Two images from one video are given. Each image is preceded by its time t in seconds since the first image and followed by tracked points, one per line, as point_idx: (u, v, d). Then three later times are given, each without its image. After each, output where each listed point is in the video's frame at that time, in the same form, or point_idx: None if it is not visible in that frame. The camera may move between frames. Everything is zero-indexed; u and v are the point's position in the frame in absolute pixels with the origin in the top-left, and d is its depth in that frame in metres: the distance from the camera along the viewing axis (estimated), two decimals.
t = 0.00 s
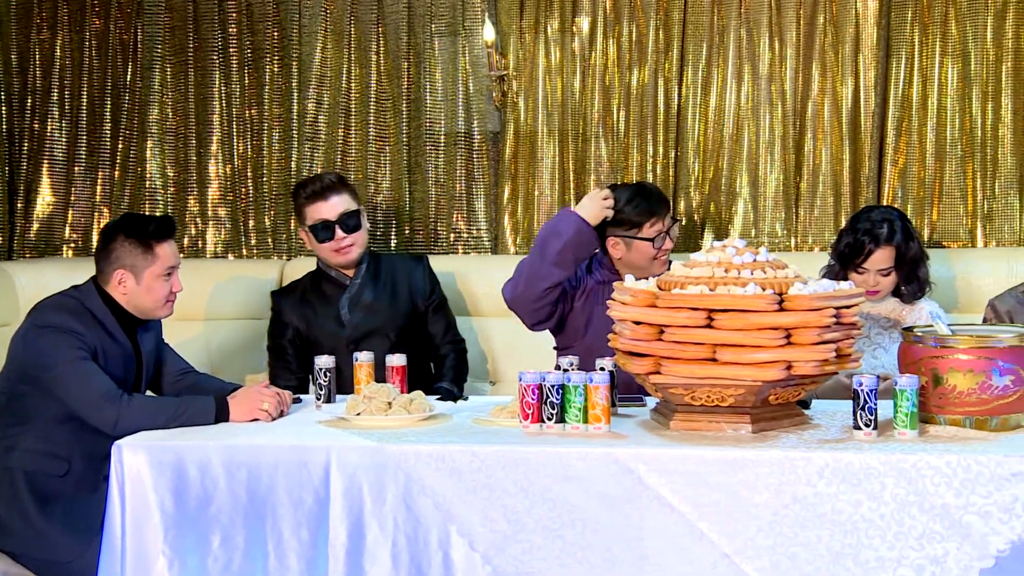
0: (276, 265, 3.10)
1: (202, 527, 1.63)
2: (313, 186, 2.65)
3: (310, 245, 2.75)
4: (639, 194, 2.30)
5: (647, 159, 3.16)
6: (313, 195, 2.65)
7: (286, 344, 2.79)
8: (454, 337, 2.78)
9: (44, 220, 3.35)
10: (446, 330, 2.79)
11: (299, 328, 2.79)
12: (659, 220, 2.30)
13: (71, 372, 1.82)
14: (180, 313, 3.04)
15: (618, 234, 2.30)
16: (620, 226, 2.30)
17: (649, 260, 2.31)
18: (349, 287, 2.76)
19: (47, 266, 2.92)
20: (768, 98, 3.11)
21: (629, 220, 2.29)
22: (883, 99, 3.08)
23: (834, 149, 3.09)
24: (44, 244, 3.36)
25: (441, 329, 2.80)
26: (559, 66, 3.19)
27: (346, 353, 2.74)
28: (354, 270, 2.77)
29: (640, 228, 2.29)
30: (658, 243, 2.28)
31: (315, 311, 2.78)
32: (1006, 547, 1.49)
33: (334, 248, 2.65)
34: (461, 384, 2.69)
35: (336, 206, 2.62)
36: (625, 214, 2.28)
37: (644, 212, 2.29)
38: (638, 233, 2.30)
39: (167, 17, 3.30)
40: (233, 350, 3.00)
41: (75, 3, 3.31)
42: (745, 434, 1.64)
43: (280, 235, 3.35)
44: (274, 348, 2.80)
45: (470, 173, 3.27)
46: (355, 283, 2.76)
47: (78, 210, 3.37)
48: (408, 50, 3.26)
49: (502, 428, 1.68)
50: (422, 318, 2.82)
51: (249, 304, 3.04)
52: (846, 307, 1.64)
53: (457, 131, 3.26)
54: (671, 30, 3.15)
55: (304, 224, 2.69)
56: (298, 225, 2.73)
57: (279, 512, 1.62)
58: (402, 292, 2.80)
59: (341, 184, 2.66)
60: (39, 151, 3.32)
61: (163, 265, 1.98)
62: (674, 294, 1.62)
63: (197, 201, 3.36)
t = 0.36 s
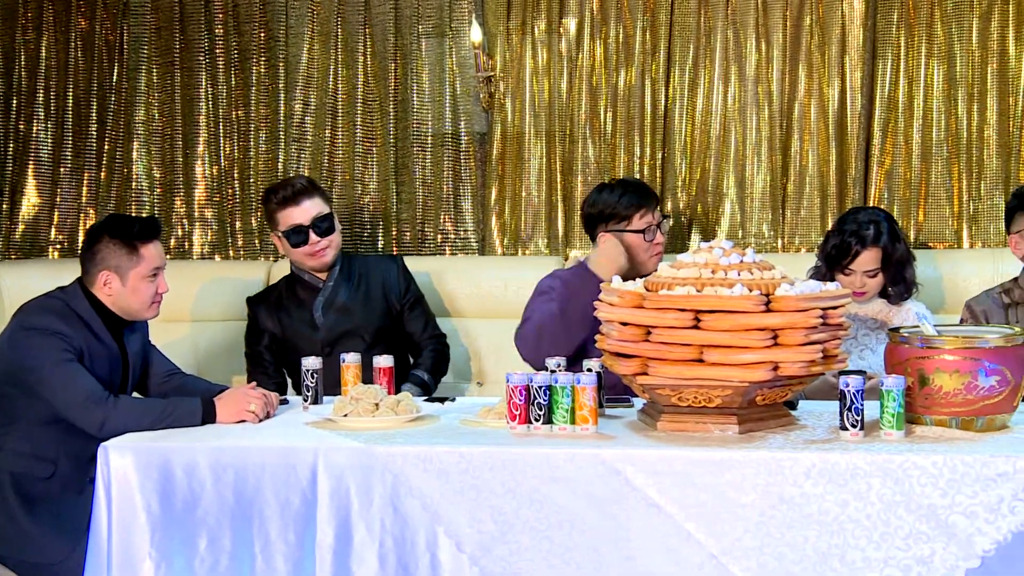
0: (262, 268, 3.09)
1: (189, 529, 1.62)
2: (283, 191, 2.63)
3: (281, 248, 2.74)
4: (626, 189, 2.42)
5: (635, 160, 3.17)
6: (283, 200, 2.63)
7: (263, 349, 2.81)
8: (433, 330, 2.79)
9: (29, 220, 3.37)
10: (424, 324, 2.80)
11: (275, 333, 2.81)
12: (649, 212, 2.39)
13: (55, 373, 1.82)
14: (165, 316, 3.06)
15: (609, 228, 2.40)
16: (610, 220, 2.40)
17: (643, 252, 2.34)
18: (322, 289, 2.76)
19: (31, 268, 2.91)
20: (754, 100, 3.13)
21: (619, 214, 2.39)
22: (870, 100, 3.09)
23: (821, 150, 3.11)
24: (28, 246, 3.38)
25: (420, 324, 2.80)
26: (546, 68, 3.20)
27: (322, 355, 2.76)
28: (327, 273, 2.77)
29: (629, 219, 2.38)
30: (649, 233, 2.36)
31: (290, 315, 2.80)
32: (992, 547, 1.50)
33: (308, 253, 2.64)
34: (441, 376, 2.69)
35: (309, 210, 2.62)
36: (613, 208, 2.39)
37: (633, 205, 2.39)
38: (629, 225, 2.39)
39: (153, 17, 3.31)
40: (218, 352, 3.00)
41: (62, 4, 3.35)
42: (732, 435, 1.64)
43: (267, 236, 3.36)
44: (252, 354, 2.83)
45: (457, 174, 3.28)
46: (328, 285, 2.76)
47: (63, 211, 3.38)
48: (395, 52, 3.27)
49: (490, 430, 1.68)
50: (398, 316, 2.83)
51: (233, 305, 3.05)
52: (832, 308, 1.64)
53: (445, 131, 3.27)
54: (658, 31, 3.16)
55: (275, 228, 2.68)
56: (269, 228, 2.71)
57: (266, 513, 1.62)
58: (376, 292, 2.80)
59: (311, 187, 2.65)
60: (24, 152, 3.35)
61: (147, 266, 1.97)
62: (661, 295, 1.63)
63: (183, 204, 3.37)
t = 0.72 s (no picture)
0: (248, 269, 3.11)
1: (174, 531, 1.62)
2: (267, 190, 2.67)
3: (267, 250, 2.76)
4: (649, 199, 2.25)
5: (621, 160, 3.20)
6: (268, 198, 2.67)
7: (246, 350, 2.80)
8: (417, 331, 2.79)
9: (14, 221, 3.38)
10: (408, 325, 2.80)
11: (259, 333, 2.80)
12: (671, 222, 2.24)
13: (41, 375, 1.81)
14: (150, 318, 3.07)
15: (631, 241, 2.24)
16: (632, 233, 2.24)
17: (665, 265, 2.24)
18: (307, 290, 2.76)
19: (17, 269, 2.91)
20: (741, 102, 3.14)
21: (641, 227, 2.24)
22: (856, 101, 3.10)
23: (806, 151, 3.13)
24: (14, 245, 3.39)
25: (404, 323, 2.80)
26: (533, 68, 3.22)
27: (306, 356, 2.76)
28: (313, 274, 2.76)
29: (651, 232, 2.23)
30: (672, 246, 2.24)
31: (274, 315, 2.79)
32: (978, 547, 1.50)
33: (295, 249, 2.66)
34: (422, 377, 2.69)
35: (294, 207, 2.65)
36: (637, 221, 2.23)
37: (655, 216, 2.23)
38: (652, 238, 2.23)
39: (139, 17, 3.34)
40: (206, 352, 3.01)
41: (47, 4, 3.36)
42: (718, 435, 1.64)
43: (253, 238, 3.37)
44: (235, 355, 2.81)
45: (444, 175, 3.30)
46: (313, 286, 2.76)
47: (50, 211, 3.40)
48: (381, 52, 3.28)
49: (476, 431, 1.68)
50: (382, 316, 2.83)
51: (219, 304, 3.06)
52: (819, 309, 1.64)
53: (431, 132, 3.28)
54: (644, 32, 3.17)
55: (260, 228, 2.70)
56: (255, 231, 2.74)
57: (252, 515, 1.61)
58: (361, 293, 2.80)
59: (295, 186, 2.70)
60: (9, 153, 3.36)
61: (127, 264, 1.96)
62: (647, 296, 1.63)
63: (170, 205, 3.37)
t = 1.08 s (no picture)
0: (235, 269, 3.12)
1: (160, 533, 1.62)
2: (263, 186, 2.71)
3: (262, 249, 2.78)
4: (661, 215, 2.19)
5: (607, 161, 3.21)
6: (264, 194, 2.70)
7: (235, 347, 2.81)
8: (406, 337, 2.78)
9: None
10: (398, 331, 2.80)
11: (248, 331, 2.81)
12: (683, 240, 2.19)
13: (26, 377, 1.81)
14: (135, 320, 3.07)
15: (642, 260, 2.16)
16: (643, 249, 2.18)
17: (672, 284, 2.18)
18: (298, 289, 2.77)
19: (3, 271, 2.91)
20: (726, 101, 3.14)
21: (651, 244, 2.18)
22: (841, 101, 3.11)
23: (792, 153, 3.13)
24: None
25: (393, 330, 2.80)
26: (519, 69, 3.24)
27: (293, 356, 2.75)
28: (305, 273, 2.78)
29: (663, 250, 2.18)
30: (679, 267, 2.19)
31: (264, 313, 2.79)
32: (963, 547, 1.51)
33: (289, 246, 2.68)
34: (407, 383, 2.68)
35: (289, 203, 2.69)
36: (650, 237, 2.18)
37: (666, 234, 2.18)
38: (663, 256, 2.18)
39: (123, 19, 3.33)
40: (192, 354, 3.01)
41: (31, 5, 3.37)
42: (704, 437, 1.64)
43: (239, 239, 3.38)
44: (223, 352, 2.82)
45: (430, 176, 3.31)
46: (304, 286, 2.77)
47: (34, 213, 3.39)
48: (367, 53, 3.28)
49: (462, 432, 1.68)
50: (372, 321, 2.83)
51: (206, 306, 3.06)
52: (804, 310, 1.65)
53: (417, 134, 3.29)
54: (630, 33, 3.19)
55: (255, 225, 2.73)
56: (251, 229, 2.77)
57: (237, 517, 1.61)
58: (352, 295, 2.81)
59: (291, 184, 2.74)
60: None
61: (101, 262, 1.95)
62: (633, 297, 1.63)
63: (155, 205, 3.38)
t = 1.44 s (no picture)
0: (219, 271, 3.14)
1: (145, 535, 1.61)
2: (273, 181, 2.70)
3: (266, 242, 2.77)
4: (648, 219, 2.21)
5: (593, 163, 3.22)
6: (274, 189, 2.69)
7: (230, 338, 2.78)
8: (402, 345, 2.79)
9: None
10: (394, 338, 2.81)
11: (244, 324, 2.79)
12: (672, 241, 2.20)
13: (10, 380, 1.80)
14: (120, 321, 3.05)
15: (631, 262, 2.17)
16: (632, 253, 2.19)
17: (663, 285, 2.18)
18: (298, 288, 2.78)
19: None
20: (712, 103, 3.16)
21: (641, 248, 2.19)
22: (827, 103, 3.13)
23: (777, 155, 3.15)
24: None
25: (390, 337, 2.81)
26: (504, 71, 3.25)
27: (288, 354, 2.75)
28: (307, 272, 2.79)
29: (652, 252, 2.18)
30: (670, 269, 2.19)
31: (262, 308, 2.78)
32: (947, 547, 1.51)
33: (298, 242, 2.68)
34: (401, 392, 2.69)
35: (300, 201, 2.69)
36: (640, 241, 2.18)
37: (654, 237, 2.19)
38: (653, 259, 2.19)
39: (108, 19, 3.33)
40: (178, 356, 3.02)
41: (13, 5, 3.35)
42: (690, 438, 1.64)
43: (225, 240, 3.38)
44: (216, 341, 2.79)
45: (416, 177, 3.31)
46: (305, 285, 2.78)
47: (18, 215, 3.38)
48: (353, 55, 3.29)
49: (448, 434, 1.68)
50: (370, 326, 2.83)
51: (191, 307, 3.08)
52: (790, 311, 1.65)
53: (403, 135, 3.29)
54: (616, 35, 3.19)
55: (262, 220, 2.72)
56: (255, 222, 2.76)
57: (223, 519, 1.61)
58: (352, 298, 2.81)
59: (300, 179, 2.73)
60: None
61: (86, 264, 1.95)
62: (619, 298, 1.63)
63: (140, 207, 3.39)
